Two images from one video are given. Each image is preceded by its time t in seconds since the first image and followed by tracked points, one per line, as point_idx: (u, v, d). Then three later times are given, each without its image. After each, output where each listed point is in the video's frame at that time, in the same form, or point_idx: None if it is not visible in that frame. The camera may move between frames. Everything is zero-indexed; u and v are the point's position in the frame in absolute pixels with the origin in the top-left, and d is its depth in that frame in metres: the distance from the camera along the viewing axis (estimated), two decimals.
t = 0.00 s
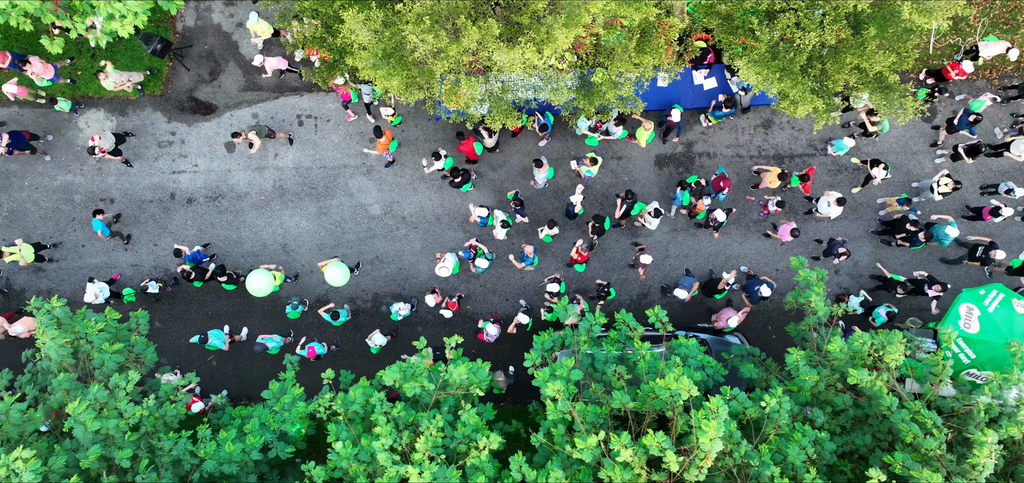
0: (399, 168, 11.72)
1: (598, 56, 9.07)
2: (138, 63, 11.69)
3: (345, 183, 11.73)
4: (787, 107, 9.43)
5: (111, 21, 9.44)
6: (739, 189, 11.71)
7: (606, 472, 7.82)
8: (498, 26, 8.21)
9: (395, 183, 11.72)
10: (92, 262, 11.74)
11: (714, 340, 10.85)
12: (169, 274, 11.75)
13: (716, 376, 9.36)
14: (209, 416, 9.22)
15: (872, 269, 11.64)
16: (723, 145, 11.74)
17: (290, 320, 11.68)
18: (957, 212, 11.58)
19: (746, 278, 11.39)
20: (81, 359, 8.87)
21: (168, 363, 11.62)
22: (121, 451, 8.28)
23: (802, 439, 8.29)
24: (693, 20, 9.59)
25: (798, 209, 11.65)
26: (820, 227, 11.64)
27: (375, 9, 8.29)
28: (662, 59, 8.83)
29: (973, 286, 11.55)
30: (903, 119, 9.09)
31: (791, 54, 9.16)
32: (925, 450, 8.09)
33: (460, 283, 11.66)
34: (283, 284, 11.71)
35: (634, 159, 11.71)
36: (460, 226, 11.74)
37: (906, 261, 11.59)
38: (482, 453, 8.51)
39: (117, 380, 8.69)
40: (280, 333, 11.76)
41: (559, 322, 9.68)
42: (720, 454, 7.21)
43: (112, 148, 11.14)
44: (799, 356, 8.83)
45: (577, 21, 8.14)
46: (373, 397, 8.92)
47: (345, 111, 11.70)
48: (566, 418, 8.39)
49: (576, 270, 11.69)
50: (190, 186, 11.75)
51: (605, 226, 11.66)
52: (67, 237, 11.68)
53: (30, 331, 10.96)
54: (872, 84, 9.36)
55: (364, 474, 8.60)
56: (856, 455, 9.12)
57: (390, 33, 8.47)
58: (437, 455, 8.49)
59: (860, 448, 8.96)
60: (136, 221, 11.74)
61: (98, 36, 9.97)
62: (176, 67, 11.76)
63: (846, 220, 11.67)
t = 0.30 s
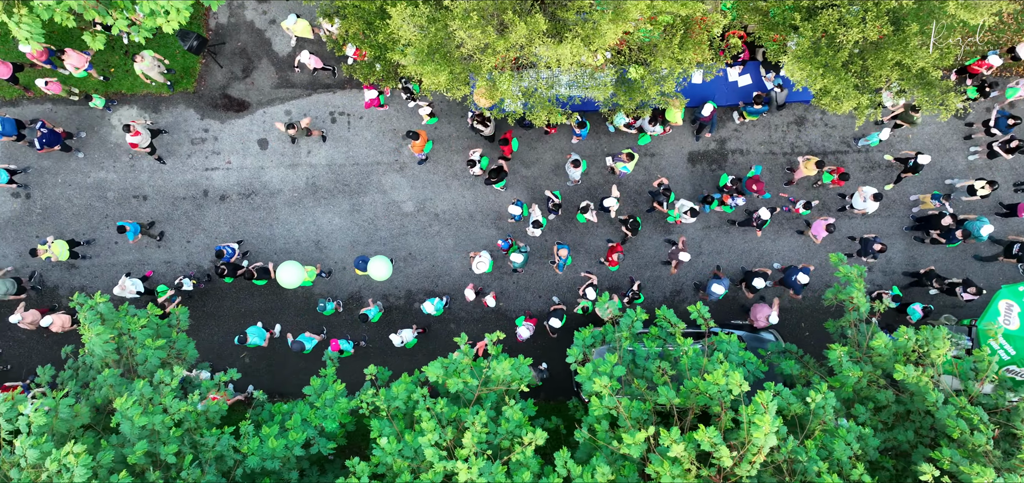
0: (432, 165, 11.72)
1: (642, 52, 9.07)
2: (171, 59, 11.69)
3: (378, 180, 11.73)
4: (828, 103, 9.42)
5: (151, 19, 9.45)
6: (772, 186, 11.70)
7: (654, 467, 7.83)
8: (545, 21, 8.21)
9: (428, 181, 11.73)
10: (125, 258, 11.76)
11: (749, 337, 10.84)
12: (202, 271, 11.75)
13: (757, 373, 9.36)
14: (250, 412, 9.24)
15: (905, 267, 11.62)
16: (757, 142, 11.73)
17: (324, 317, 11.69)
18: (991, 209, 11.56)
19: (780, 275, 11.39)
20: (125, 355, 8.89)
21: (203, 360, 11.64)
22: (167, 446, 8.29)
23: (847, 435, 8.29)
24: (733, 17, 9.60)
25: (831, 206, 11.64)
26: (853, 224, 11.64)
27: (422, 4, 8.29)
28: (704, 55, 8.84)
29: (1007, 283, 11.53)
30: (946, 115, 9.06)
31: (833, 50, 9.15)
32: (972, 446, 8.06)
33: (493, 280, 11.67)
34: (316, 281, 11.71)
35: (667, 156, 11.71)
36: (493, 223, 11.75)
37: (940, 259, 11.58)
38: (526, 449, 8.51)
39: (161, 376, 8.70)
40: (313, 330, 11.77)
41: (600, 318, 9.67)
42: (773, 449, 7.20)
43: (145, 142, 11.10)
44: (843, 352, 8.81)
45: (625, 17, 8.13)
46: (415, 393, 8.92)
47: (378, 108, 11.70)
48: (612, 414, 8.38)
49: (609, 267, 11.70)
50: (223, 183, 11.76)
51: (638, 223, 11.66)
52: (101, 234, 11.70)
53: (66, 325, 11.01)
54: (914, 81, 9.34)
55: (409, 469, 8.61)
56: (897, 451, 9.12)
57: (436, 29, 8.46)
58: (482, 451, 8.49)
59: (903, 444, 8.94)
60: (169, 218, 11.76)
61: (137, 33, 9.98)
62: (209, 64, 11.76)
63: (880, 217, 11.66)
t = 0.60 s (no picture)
0: (465, 161, 11.72)
1: (684, 47, 9.06)
2: (204, 56, 11.73)
3: (410, 176, 11.73)
4: (869, 99, 9.38)
5: (191, 14, 9.47)
6: (805, 182, 11.69)
7: (702, 461, 7.83)
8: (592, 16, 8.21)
9: (460, 177, 11.73)
10: (157, 255, 11.76)
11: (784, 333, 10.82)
12: (234, 267, 11.75)
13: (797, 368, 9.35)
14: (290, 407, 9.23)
15: (939, 263, 11.59)
16: (790, 138, 11.73)
17: (356, 313, 11.69)
18: None
19: (814, 271, 11.38)
20: (168, 349, 8.89)
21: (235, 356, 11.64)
22: (211, 441, 8.29)
23: (893, 430, 8.27)
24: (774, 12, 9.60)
25: (864, 203, 11.63)
26: (887, 220, 11.61)
27: None
28: (747, 50, 8.83)
29: None
30: (988, 111, 9.04)
31: (875, 45, 9.15)
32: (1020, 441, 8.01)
33: (526, 276, 11.67)
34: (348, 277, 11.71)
35: (700, 152, 11.71)
36: (525, 219, 11.74)
37: (973, 255, 11.56)
38: (570, 444, 8.49)
39: (205, 370, 8.70)
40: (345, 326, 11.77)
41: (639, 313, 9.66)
42: (826, 443, 7.19)
43: (180, 136, 11.06)
44: (886, 347, 8.80)
45: (672, 11, 8.13)
46: (457, 388, 8.92)
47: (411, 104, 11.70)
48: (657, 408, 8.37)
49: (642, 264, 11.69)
50: (255, 179, 11.76)
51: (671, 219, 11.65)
52: (133, 230, 11.71)
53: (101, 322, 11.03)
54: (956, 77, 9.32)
55: (452, 464, 8.61)
56: (939, 447, 9.09)
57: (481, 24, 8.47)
58: (526, 445, 8.48)
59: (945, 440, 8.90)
60: (201, 215, 11.75)
61: (176, 29, 10.02)
62: (242, 61, 11.76)
63: (913, 214, 11.64)
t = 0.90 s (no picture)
0: (497, 157, 11.73)
1: (725, 43, 9.05)
2: (235, 52, 11.74)
3: (442, 172, 11.74)
4: (911, 94, 9.36)
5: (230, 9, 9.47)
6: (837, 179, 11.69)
7: (750, 456, 7.83)
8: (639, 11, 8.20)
9: (492, 173, 11.73)
10: (189, 250, 11.77)
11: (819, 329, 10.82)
12: (266, 263, 11.74)
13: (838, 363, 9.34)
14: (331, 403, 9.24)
15: (972, 259, 11.57)
16: (823, 135, 11.73)
17: (388, 309, 11.69)
18: None
19: (848, 267, 11.36)
20: (210, 344, 8.90)
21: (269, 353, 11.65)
22: (256, 435, 8.28)
23: (937, 425, 8.26)
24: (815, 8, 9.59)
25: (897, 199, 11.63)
26: (920, 216, 11.60)
27: None
28: (790, 45, 8.83)
29: None
30: None
31: (917, 40, 9.14)
32: None
33: (558, 273, 11.67)
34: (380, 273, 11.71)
35: (732, 148, 11.71)
36: (557, 216, 11.73)
37: (1006, 252, 11.55)
38: (614, 439, 8.49)
39: (248, 365, 8.71)
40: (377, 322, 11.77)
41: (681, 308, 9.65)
42: (878, 438, 7.19)
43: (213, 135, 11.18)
44: (929, 342, 8.78)
45: (719, 6, 8.12)
46: (499, 383, 8.92)
47: (444, 100, 11.70)
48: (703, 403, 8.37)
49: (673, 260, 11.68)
50: (287, 175, 11.76)
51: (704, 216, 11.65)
52: (165, 226, 11.73)
53: (134, 316, 11.03)
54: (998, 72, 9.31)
55: (495, 458, 8.61)
56: (981, 442, 9.06)
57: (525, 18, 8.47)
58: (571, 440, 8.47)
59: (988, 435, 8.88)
60: (233, 211, 11.75)
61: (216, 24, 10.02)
62: (274, 56, 11.77)
63: (946, 210, 11.62)
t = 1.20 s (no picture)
0: (530, 156, 11.72)
1: (769, 41, 9.03)
2: (268, 51, 11.74)
3: (476, 171, 11.74)
4: (959, 92, 9.36)
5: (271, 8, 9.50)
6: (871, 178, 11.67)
7: (799, 455, 7.80)
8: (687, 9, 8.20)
9: (525, 172, 11.72)
10: (222, 249, 11.77)
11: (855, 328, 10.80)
12: (299, 262, 11.74)
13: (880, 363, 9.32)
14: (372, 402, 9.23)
15: (1006, 259, 11.55)
16: (857, 134, 11.71)
17: (422, 308, 11.69)
18: None
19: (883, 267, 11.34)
20: (253, 343, 8.91)
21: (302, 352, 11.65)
22: (302, 434, 8.27)
23: (984, 425, 8.23)
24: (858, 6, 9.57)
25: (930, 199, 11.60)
26: (954, 216, 11.58)
27: None
28: (835, 43, 8.82)
29: None
30: None
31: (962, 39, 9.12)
32: None
33: (591, 272, 11.66)
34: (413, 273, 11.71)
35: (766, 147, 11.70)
36: (591, 215, 11.73)
37: None
38: (659, 438, 8.47)
39: (293, 363, 8.71)
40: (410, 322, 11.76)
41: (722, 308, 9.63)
42: (932, 436, 7.17)
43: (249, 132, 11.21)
44: (974, 341, 8.75)
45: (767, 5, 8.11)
46: (542, 382, 8.92)
47: (477, 99, 11.70)
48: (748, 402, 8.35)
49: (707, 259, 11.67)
50: (321, 174, 11.76)
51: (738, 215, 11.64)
52: (198, 225, 11.73)
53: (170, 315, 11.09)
54: None
55: (539, 458, 8.60)
56: None
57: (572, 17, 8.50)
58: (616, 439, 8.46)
59: None
60: (266, 210, 11.75)
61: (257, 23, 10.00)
62: (307, 55, 11.76)
63: (980, 209, 11.60)
